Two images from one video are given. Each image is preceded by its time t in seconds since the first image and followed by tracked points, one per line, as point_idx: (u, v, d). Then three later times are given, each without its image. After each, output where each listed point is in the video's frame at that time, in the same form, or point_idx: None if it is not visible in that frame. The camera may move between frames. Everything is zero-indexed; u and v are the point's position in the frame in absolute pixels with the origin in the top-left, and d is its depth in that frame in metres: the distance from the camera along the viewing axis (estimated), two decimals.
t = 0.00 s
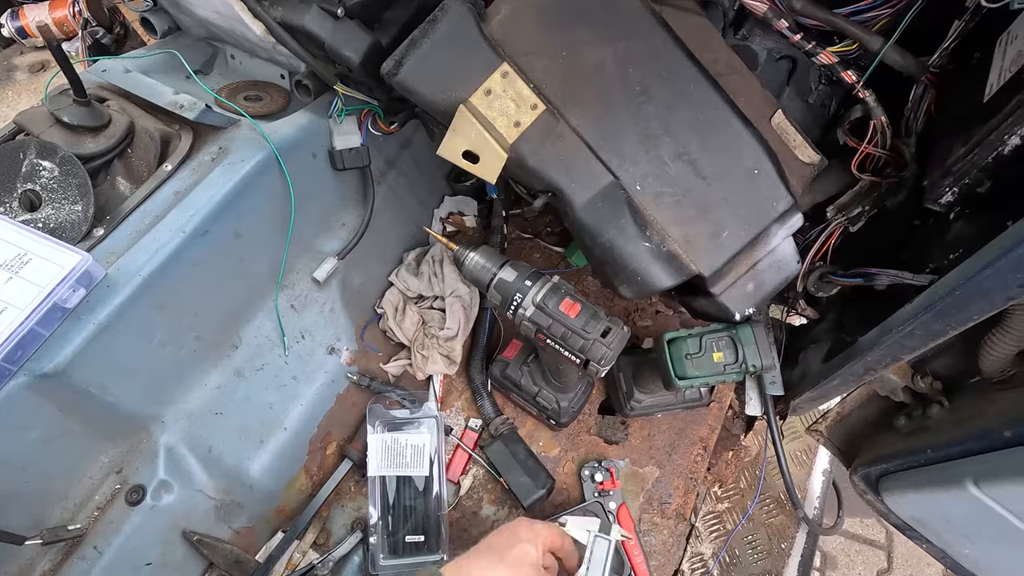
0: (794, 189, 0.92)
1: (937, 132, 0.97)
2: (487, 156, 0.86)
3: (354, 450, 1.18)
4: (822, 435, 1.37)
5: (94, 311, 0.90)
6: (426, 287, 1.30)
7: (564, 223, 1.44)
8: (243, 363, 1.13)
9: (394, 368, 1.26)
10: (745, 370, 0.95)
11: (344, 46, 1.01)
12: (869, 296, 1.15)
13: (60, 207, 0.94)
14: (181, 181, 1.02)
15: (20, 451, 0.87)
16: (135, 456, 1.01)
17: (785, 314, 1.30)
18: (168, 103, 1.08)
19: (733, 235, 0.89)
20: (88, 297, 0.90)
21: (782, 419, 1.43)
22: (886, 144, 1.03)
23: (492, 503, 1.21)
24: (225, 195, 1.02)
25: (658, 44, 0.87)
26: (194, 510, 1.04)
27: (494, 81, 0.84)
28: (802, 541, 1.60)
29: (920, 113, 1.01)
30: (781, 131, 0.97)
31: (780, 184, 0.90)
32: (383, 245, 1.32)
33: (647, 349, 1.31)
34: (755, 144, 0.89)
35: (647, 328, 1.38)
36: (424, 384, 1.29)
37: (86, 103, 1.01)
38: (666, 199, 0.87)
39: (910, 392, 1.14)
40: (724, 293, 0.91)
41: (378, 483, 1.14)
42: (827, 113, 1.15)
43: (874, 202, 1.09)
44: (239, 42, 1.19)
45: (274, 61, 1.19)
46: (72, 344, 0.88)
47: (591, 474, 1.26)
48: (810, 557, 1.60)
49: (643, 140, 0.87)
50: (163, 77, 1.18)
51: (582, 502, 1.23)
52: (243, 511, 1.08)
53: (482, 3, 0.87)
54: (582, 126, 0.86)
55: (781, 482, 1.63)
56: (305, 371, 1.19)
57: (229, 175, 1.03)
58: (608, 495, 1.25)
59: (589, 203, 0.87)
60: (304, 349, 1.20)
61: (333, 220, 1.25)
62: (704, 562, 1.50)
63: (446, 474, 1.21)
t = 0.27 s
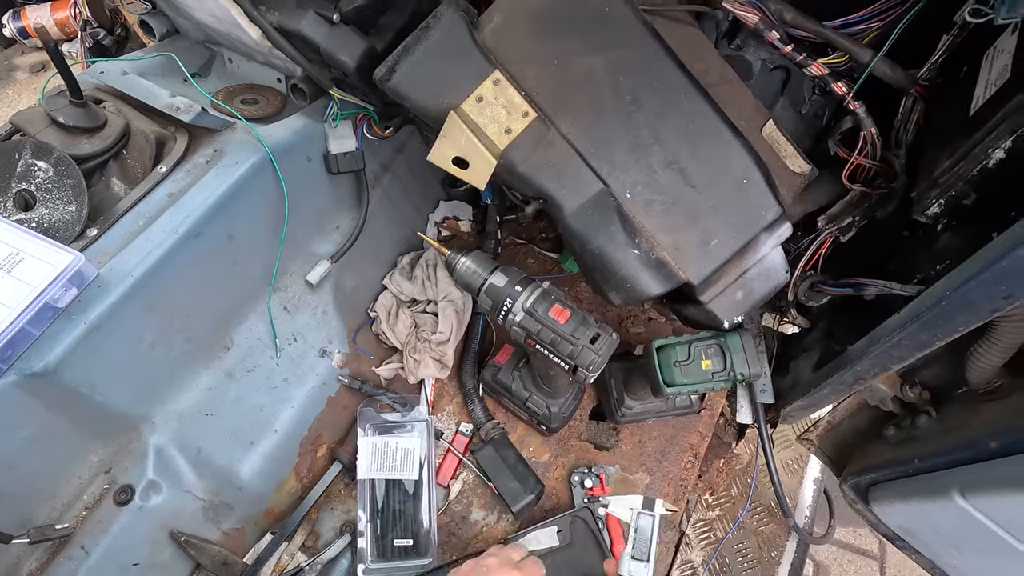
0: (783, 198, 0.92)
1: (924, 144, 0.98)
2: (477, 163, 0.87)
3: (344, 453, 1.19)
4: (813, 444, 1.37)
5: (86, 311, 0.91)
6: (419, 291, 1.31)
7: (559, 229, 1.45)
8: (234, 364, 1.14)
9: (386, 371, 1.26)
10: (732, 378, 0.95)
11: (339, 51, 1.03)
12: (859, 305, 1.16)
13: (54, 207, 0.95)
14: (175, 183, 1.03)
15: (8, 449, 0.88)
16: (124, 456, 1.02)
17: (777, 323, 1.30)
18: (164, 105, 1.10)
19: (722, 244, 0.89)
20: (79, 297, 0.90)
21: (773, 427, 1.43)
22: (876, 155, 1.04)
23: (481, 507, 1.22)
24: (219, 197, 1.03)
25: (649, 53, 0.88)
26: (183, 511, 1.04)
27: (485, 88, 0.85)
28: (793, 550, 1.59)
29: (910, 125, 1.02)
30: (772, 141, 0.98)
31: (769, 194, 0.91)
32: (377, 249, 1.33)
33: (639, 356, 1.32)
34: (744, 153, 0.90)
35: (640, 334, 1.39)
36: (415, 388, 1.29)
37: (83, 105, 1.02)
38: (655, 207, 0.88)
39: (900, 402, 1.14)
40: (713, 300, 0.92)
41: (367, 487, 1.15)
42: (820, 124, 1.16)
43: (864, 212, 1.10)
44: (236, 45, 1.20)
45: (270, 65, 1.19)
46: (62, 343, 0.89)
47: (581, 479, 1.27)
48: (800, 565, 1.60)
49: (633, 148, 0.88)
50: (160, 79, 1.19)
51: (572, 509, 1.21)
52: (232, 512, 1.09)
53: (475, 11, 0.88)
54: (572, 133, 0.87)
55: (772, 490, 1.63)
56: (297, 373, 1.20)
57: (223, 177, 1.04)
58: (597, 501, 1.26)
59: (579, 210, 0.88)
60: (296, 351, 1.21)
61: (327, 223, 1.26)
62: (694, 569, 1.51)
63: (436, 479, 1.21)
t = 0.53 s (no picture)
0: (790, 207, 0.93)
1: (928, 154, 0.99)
2: (488, 170, 0.87)
3: (349, 459, 1.18)
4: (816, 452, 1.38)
5: (95, 315, 0.91)
6: (424, 297, 1.31)
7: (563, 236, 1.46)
8: (240, 370, 1.14)
9: (391, 377, 1.27)
10: (740, 385, 0.95)
11: (349, 58, 1.03)
12: (863, 314, 1.17)
13: (63, 211, 0.95)
14: (184, 188, 1.03)
15: (15, 454, 0.87)
16: (129, 461, 1.02)
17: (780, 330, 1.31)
18: (172, 110, 1.11)
19: (730, 252, 0.90)
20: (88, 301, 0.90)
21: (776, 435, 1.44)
22: (881, 165, 1.05)
23: (486, 514, 1.21)
24: (228, 203, 1.03)
25: (658, 62, 0.88)
26: (188, 517, 1.04)
27: (497, 96, 0.85)
28: (795, 558, 1.60)
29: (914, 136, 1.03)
30: (777, 151, 0.99)
31: (777, 203, 0.92)
32: (383, 255, 1.33)
33: (644, 363, 1.32)
34: (751, 162, 0.90)
35: (644, 341, 1.39)
36: (420, 394, 1.29)
37: (93, 109, 1.02)
38: (664, 215, 0.89)
39: (904, 410, 1.15)
40: (721, 308, 0.93)
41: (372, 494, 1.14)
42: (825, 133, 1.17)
43: (868, 221, 1.10)
44: (244, 51, 1.21)
45: (279, 71, 1.20)
46: (70, 348, 0.89)
47: (586, 486, 1.27)
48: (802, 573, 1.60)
49: (642, 156, 0.88)
50: (168, 84, 1.20)
51: (578, 515, 1.23)
52: (237, 519, 1.08)
53: (486, 19, 0.89)
54: (582, 141, 0.87)
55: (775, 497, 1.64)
56: (302, 379, 1.20)
57: (232, 183, 1.04)
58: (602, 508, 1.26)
59: (589, 217, 0.88)
60: (302, 357, 1.21)
61: (334, 228, 1.26)
62: None
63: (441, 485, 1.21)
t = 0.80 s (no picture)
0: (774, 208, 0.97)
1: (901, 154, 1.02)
2: (486, 182, 0.90)
3: (352, 468, 1.21)
4: (805, 444, 1.41)
5: (99, 334, 0.92)
6: (421, 306, 1.33)
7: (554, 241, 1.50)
8: (241, 384, 1.15)
9: (390, 386, 1.29)
10: (732, 381, 0.98)
11: (343, 74, 1.05)
12: (846, 308, 1.21)
13: (63, 232, 0.96)
14: (182, 206, 1.05)
15: (23, 475, 0.89)
16: (134, 479, 1.03)
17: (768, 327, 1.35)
18: (168, 130, 1.11)
19: (718, 253, 0.93)
20: (91, 321, 0.92)
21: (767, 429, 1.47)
22: (857, 166, 1.10)
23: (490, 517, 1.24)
24: (225, 219, 1.05)
25: (644, 74, 0.92)
26: (194, 532, 1.06)
27: (491, 109, 0.88)
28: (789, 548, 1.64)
29: (887, 137, 1.06)
30: (759, 154, 1.03)
31: (761, 205, 0.95)
32: (378, 265, 1.35)
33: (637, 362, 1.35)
34: (736, 167, 0.94)
35: (636, 341, 1.43)
36: (419, 402, 1.32)
37: (88, 130, 1.04)
38: (654, 220, 0.92)
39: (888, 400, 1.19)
40: (712, 307, 0.96)
41: (377, 502, 1.16)
42: (803, 135, 1.21)
43: (847, 219, 1.15)
44: (235, 68, 1.23)
45: (270, 87, 1.21)
46: (74, 368, 0.90)
47: (586, 486, 1.30)
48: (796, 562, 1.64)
49: (632, 164, 0.91)
50: (161, 103, 1.21)
51: (579, 514, 1.25)
52: (243, 531, 1.10)
53: (477, 35, 0.91)
54: (574, 150, 0.90)
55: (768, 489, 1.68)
56: (303, 391, 1.21)
57: (229, 200, 1.06)
58: (602, 506, 1.29)
59: (582, 224, 0.91)
60: (302, 369, 1.22)
61: (329, 241, 1.28)
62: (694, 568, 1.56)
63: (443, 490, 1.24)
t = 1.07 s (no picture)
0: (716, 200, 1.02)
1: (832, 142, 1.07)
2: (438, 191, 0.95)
3: (329, 478, 1.24)
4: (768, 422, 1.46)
5: (63, 363, 0.94)
6: (389, 314, 1.36)
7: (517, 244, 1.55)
8: (214, 403, 1.17)
9: (363, 396, 1.31)
10: (687, 365, 1.03)
11: (296, 93, 1.08)
12: (793, 290, 1.27)
13: (22, 264, 0.97)
14: (142, 231, 1.07)
15: None
16: (109, 504, 1.04)
17: (725, 313, 1.41)
18: (124, 156, 1.15)
19: (665, 246, 0.98)
20: (55, 350, 0.93)
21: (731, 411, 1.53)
22: (794, 155, 1.15)
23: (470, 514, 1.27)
24: (186, 242, 1.07)
25: (585, 79, 0.96)
26: (173, 551, 1.07)
27: (439, 122, 0.92)
28: (759, 523, 1.71)
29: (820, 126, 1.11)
30: (703, 151, 1.05)
31: (703, 198, 1.00)
32: (343, 277, 1.38)
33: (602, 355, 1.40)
34: (677, 164, 0.99)
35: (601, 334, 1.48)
36: (393, 408, 1.34)
37: (42, 162, 1.04)
38: (603, 218, 0.97)
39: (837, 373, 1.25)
40: (664, 297, 1.01)
41: (355, 507, 1.20)
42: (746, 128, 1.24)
43: (789, 206, 1.20)
44: (190, 92, 1.24)
45: (225, 108, 1.23)
46: (41, 397, 0.92)
47: (560, 477, 1.34)
48: (768, 536, 1.71)
49: (578, 166, 0.96)
50: (115, 130, 1.23)
51: (555, 505, 1.30)
52: (222, 548, 1.12)
53: (423, 51, 0.95)
54: (523, 156, 0.95)
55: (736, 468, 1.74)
56: (276, 405, 1.23)
57: (189, 223, 1.08)
58: (576, 495, 1.33)
59: (535, 225, 0.95)
60: (274, 383, 1.24)
61: (293, 256, 1.31)
62: (672, 550, 1.62)
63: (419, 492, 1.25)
